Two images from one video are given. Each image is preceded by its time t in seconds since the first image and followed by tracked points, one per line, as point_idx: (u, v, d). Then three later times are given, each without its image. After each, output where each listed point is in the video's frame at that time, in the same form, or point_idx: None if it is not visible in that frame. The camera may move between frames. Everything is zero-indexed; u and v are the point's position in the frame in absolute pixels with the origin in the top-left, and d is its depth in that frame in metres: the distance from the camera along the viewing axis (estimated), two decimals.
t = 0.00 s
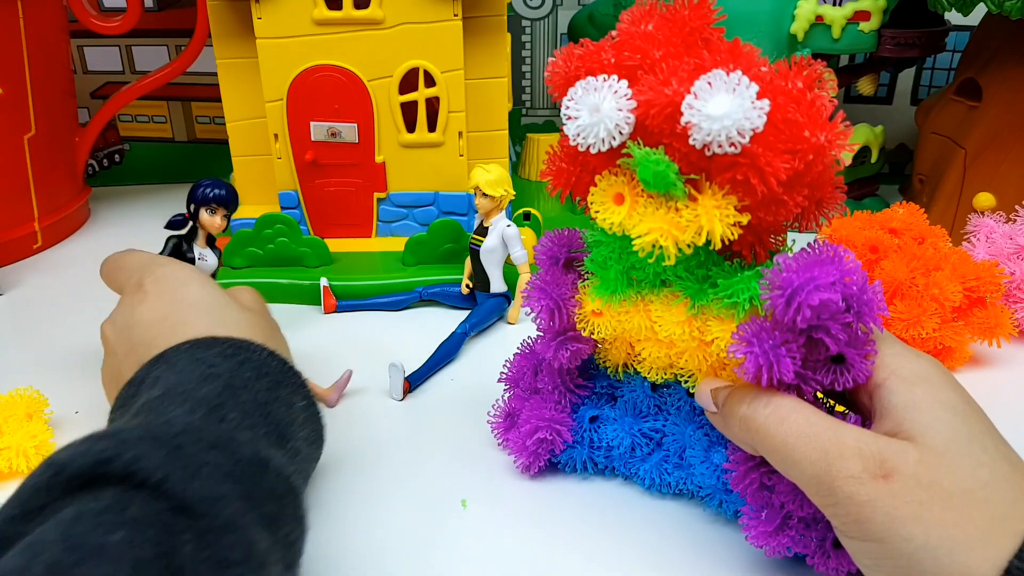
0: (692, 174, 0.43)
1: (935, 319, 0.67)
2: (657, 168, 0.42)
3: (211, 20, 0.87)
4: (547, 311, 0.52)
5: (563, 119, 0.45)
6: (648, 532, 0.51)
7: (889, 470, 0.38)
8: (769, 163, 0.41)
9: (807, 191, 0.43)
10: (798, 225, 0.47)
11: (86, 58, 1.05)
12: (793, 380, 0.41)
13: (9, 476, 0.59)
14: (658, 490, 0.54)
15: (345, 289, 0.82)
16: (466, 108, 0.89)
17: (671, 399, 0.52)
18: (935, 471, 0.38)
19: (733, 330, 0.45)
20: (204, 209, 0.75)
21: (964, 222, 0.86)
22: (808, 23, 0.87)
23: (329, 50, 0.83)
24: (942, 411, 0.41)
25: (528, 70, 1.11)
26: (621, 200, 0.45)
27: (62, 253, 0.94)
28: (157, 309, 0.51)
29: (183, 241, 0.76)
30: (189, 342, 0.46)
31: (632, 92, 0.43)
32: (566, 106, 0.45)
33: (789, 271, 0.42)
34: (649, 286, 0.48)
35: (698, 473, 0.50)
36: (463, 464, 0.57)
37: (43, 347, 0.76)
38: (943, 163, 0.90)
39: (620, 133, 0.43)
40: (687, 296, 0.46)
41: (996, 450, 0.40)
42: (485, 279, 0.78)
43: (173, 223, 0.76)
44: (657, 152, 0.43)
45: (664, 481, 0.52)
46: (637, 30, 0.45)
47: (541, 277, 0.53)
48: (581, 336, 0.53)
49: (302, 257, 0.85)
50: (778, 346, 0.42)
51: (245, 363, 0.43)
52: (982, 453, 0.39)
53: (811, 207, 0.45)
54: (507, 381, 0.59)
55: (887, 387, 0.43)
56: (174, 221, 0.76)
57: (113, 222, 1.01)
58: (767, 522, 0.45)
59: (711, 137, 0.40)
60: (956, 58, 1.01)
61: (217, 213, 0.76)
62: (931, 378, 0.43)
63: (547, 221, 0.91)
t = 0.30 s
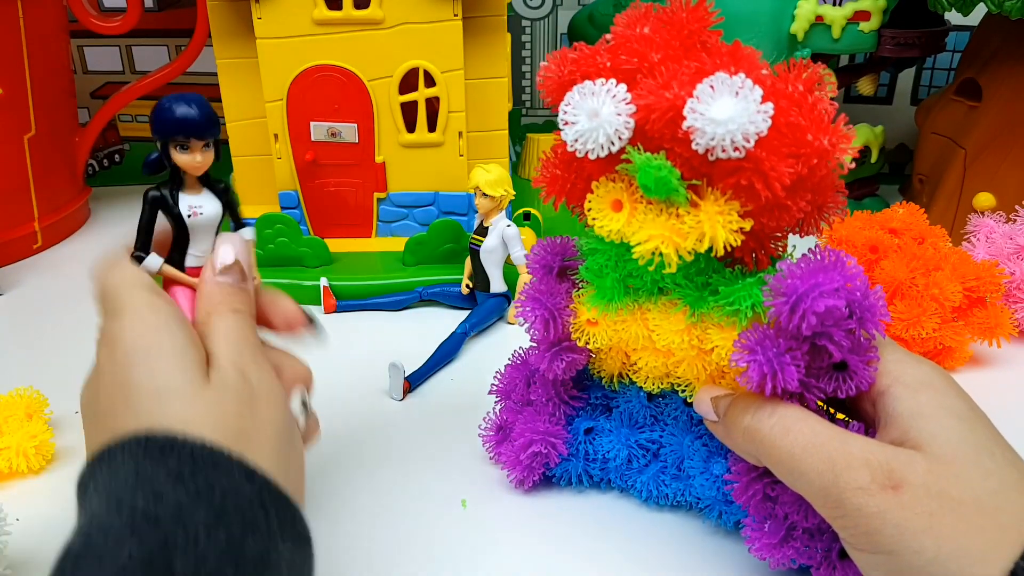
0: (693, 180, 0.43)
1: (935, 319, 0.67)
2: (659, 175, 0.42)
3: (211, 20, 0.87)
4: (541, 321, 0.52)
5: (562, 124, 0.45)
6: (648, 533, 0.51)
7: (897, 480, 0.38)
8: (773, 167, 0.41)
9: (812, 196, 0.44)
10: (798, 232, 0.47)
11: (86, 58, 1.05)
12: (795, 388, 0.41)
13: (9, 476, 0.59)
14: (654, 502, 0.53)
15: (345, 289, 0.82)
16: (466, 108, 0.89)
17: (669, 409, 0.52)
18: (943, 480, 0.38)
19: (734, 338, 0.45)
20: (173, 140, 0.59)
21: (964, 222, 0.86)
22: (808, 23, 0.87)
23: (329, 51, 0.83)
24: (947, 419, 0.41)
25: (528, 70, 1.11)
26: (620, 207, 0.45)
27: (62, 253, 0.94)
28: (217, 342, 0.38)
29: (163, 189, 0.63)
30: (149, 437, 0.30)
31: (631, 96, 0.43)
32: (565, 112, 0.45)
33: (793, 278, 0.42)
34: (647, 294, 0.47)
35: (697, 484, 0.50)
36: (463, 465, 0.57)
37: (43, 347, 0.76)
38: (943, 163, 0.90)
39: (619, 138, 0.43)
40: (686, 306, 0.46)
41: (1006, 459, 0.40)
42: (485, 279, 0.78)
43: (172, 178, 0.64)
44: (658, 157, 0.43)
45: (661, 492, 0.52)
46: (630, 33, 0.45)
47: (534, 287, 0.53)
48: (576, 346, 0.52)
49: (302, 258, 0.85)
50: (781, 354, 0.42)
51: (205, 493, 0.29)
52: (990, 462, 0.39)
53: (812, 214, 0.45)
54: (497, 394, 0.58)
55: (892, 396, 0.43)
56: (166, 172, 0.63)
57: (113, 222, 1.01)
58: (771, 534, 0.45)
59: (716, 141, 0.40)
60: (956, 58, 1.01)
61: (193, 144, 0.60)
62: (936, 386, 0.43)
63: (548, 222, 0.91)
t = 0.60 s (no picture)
0: (706, 178, 0.43)
1: (935, 319, 0.67)
2: (670, 172, 0.42)
3: (211, 20, 0.87)
4: (551, 322, 0.51)
5: (572, 122, 0.45)
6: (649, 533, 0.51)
7: (910, 485, 0.38)
8: (786, 166, 0.41)
9: (823, 196, 0.43)
10: (810, 233, 0.47)
11: (86, 58, 1.05)
12: (807, 388, 0.42)
13: (9, 476, 0.59)
14: (660, 508, 0.53)
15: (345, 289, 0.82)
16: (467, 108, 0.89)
17: (677, 413, 0.52)
18: (956, 485, 0.38)
19: (745, 339, 0.45)
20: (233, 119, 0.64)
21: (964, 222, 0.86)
22: (808, 23, 0.87)
23: (329, 51, 0.83)
24: (960, 422, 0.41)
25: (528, 71, 1.11)
26: (631, 206, 0.45)
27: (62, 253, 0.94)
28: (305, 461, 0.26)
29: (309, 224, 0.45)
30: None
31: (641, 92, 0.43)
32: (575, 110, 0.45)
33: (804, 278, 0.42)
34: (656, 295, 0.47)
35: (705, 488, 0.50)
36: (466, 466, 0.57)
37: (43, 347, 0.76)
38: (943, 163, 0.90)
39: (631, 136, 0.43)
40: (697, 307, 0.46)
41: (1017, 462, 0.40)
42: (486, 280, 0.78)
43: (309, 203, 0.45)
44: (670, 154, 0.43)
45: (668, 497, 0.52)
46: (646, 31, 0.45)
47: (542, 288, 0.52)
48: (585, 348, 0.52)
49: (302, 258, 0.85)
50: (792, 354, 0.42)
51: None
52: (1003, 466, 0.39)
53: (823, 215, 0.45)
54: (503, 396, 0.57)
55: (903, 399, 0.43)
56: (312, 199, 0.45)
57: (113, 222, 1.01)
58: (780, 538, 0.45)
59: (729, 138, 0.40)
60: (956, 59, 1.01)
61: (340, 160, 0.42)
62: (948, 389, 0.43)
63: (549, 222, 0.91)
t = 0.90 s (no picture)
0: (702, 182, 0.43)
1: (935, 319, 0.67)
2: (665, 176, 0.42)
3: (211, 20, 0.86)
4: (547, 325, 0.52)
5: (568, 124, 0.45)
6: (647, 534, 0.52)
7: (909, 487, 0.38)
8: (783, 169, 0.41)
9: (821, 198, 0.44)
10: (809, 235, 0.47)
11: (86, 58, 1.05)
12: (805, 392, 0.41)
13: (10, 476, 0.59)
14: (658, 510, 0.53)
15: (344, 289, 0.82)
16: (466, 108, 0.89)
17: (674, 414, 0.52)
18: (956, 486, 0.38)
19: (742, 341, 0.44)
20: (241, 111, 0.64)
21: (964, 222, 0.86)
22: (808, 23, 0.87)
23: (329, 51, 0.83)
24: (957, 424, 0.41)
25: (528, 71, 1.11)
26: (627, 209, 0.45)
27: (62, 253, 0.94)
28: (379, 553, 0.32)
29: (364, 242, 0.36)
30: None
31: (638, 96, 0.43)
32: (570, 113, 0.45)
33: (801, 281, 0.42)
34: (652, 298, 0.47)
35: (703, 491, 0.50)
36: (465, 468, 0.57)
37: (43, 347, 0.76)
38: (943, 163, 0.90)
39: (626, 140, 0.43)
40: (694, 310, 0.46)
41: (1015, 464, 0.40)
42: (486, 280, 0.78)
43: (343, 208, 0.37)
44: (667, 158, 0.43)
45: (665, 499, 0.52)
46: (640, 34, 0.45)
47: (539, 289, 0.53)
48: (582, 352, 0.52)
49: (301, 258, 0.85)
50: (789, 357, 0.42)
51: None
52: (1002, 468, 0.40)
53: (821, 217, 0.45)
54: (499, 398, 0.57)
55: (901, 402, 0.43)
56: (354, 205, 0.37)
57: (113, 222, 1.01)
58: (779, 541, 0.45)
59: (725, 141, 0.40)
60: (956, 59, 1.01)
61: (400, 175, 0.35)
62: (944, 390, 0.43)
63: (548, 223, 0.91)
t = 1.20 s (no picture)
0: (711, 182, 0.43)
1: (935, 319, 0.67)
2: (677, 176, 0.42)
3: (211, 21, 0.86)
4: (549, 327, 0.51)
5: (575, 124, 0.45)
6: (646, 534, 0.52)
7: (920, 490, 0.38)
8: (793, 170, 0.41)
9: (829, 200, 0.44)
10: (817, 240, 0.47)
11: (85, 58, 1.05)
12: (811, 396, 0.42)
13: (10, 476, 0.59)
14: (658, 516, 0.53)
15: (344, 289, 0.82)
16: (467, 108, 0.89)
17: (675, 420, 0.52)
18: (966, 489, 0.38)
19: (747, 345, 0.45)
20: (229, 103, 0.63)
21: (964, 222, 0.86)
22: (808, 22, 0.87)
23: (328, 50, 0.83)
24: (964, 428, 0.42)
25: (528, 71, 1.11)
26: (633, 210, 0.45)
27: (61, 252, 0.94)
28: None
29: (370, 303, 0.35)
30: None
31: (647, 95, 0.43)
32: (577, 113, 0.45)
33: (810, 283, 0.42)
34: (656, 301, 0.48)
35: (704, 496, 0.50)
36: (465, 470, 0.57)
37: (43, 347, 0.76)
38: (943, 164, 0.90)
39: (636, 139, 0.43)
40: (699, 313, 0.46)
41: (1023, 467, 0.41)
42: (485, 281, 0.78)
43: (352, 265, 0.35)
44: (676, 158, 0.43)
45: (667, 505, 0.51)
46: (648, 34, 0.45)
47: (540, 292, 0.52)
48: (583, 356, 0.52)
49: (301, 258, 0.85)
50: (795, 361, 0.42)
51: None
52: (1010, 472, 0.40)
53: (827, 220, 0.45)
54: (497, 404, 0.57)
55: (908, 406, 0.43)
56: (360, 261, 0.35)
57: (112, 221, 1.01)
58: (784, 546, 0.45)
59: (737, 140, 0.40)
60: (956, 58, 1.01)
61: (422, 231, 0.34)
62: (950, 395, 0.44)
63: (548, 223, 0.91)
